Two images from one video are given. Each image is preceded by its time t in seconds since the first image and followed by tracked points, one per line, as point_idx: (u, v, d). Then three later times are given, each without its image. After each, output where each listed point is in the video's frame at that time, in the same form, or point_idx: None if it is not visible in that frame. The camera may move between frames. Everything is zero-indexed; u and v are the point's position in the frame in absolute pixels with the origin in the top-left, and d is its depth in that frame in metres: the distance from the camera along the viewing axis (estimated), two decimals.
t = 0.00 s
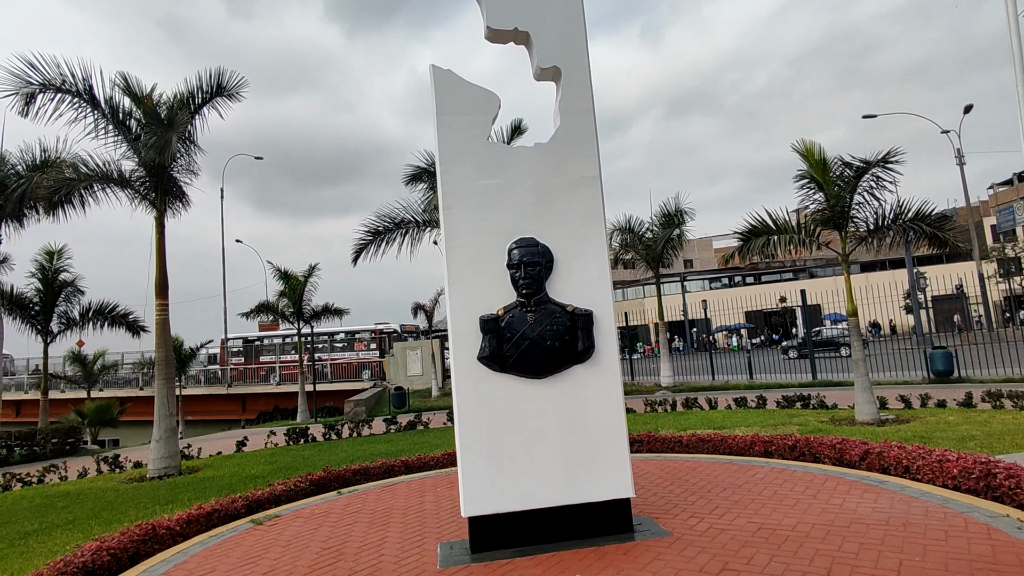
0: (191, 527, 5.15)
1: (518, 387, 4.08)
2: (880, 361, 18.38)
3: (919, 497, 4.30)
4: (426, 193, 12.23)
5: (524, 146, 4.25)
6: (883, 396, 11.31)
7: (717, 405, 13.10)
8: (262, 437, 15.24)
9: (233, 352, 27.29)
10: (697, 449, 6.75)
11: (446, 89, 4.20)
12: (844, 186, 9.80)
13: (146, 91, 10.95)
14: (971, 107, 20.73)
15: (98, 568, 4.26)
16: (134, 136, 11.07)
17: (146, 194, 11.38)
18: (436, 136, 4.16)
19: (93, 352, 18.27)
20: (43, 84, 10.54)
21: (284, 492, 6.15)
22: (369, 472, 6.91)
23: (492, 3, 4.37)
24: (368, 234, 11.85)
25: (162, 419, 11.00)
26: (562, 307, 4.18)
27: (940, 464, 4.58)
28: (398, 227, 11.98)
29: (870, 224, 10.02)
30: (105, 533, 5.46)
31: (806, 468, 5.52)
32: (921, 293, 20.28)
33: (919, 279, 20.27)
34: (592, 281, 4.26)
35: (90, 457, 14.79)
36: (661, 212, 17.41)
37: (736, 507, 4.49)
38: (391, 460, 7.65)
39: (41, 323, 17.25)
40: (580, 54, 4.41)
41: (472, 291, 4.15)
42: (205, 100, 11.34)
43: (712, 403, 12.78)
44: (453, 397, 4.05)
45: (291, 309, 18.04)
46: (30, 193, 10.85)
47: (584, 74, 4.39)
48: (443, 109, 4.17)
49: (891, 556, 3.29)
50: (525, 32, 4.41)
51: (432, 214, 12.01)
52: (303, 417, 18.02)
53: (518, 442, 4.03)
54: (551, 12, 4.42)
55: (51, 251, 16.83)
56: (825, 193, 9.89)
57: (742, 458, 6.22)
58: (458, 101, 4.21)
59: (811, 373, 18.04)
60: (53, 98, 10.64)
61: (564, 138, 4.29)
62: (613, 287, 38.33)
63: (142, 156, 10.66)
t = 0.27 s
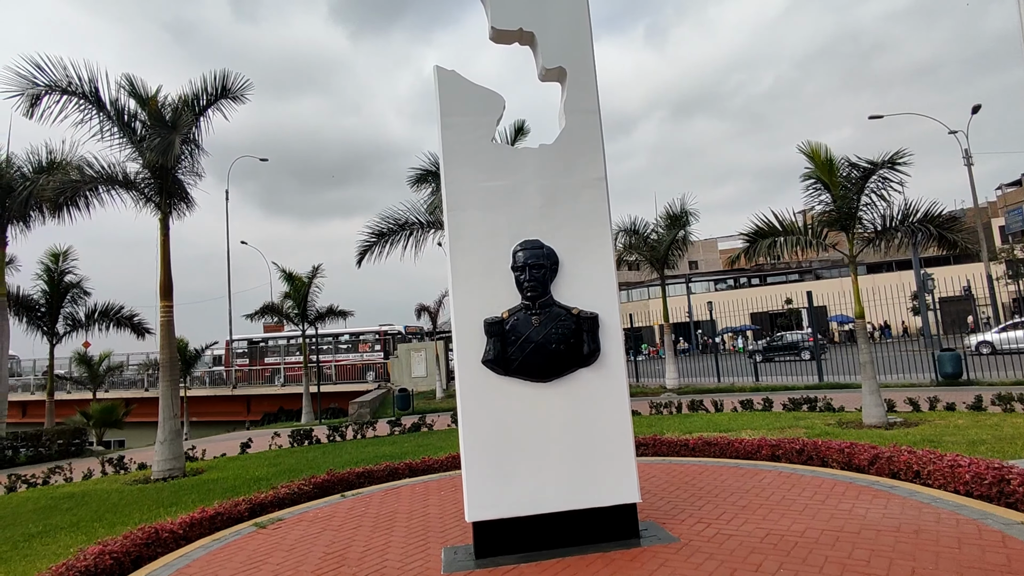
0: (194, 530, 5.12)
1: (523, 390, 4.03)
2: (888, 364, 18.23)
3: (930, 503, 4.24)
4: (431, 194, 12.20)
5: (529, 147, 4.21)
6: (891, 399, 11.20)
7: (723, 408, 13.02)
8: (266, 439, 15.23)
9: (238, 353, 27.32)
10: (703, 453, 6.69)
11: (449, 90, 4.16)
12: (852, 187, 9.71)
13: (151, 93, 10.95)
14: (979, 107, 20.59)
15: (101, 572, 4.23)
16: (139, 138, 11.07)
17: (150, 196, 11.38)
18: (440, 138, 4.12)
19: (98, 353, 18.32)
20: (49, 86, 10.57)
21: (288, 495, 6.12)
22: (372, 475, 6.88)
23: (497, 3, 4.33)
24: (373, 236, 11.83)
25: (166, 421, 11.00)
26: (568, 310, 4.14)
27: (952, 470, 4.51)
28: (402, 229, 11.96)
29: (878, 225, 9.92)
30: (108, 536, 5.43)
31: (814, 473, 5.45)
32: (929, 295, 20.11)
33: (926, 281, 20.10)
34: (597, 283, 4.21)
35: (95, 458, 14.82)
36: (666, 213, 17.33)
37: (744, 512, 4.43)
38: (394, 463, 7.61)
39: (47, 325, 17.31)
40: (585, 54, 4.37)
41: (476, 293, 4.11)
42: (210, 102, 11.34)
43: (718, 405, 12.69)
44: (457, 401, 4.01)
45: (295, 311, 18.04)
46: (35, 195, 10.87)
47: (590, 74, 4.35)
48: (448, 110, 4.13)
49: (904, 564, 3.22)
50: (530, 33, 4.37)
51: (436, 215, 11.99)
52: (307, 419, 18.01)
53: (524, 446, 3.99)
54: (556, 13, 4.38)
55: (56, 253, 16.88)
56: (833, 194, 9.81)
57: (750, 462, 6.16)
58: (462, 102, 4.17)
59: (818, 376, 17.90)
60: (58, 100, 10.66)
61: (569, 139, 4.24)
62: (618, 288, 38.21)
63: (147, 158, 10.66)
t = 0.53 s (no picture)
0: (195, 533, 5.10)
1: (524, 394, 4.01)
2: (892, 367, 18.14)
3: (936, 508, 4.19)
4: (433, 197, 12.20)
5: (531, 149, 4.19)
6: (896, 403, 11.13)
7: (726, 411, 12.97)
8: (268, 441, 15.22)
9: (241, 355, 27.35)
10: (707, 457, 6.65)
11: (451, 92, 4.14)
12: (856, 189, 9.67)
13: (155, 96, 10.98)
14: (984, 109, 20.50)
15: None
16: (143, 140, 11.10)
17: (154, 199, 11.39)
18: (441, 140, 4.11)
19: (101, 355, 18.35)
20: (54, 89, 10.61)
21: (289, 498, 6.10)
22: (374, 478, 6.86)
23: (499, 5, 4.32)
24: (375, 238, 11.83)
25: (168, 423, 11.00)
26: (570, 313, 4.12)
27: (959, 475, 4.47)
28: (405, 231, 11.95)
29: (883, 227, 9.86)
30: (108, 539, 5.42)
31: (818, 477, 5.41)
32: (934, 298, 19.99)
33: (931, 283, 19.99)
34: (599, 287, 4.19)
35: (98, 460, 14.82)
36: (669, 216, 17.29)
37: (748, 517, 4.39)
38: (396, 466, 7.58)
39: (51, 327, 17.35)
40: (588, 56, 4.35)
41: (477, 295, 4.08)
42: (214, 105, 11.37)
43: (721, 408, 12.62)
44: (458, 403, 3.99)
45: (298, 313, 18.05)
46: (39, 197, 10.90)
47: (593, 75, 4.33)
48: (449, 112, 4.12)
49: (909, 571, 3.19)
50: (532, 35, 4.35)
51: (438, 217, 11.98)
52: (310, 421, 18.00)
53: (526, 450, 3.96)
54: (558, 15, 4.37)
55: (61, 255, 16.92)
56: (837, 196, 9.76)
57: (753, 466, 6.12)
58: (464, 103, 4.16)
59: (822, 379, 17.81)
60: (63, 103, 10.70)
61: (572, 141, 4.22)
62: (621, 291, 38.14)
63: (151, 161, 10.68)
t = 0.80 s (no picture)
0: (194, 537, 5.08)
1: (524, 398, 3.99)
2: (895, 372, 18.07)
3: (939, 515, 4.16)
4: (435, 199, 12.20)
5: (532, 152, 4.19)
6: (898, 408, 11.08)
7: (728, 415, 12.93)
8: (269, 444, 15.19)
9: (243, 358, 27.35)
10: (709, 462, 6.61)
11: (452, 95, 4.14)
12: (859, 193, 9.64)
13: (158, 99, 11.00)
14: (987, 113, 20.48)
15: None
16: (146, 143, 11.12)
17: (156, 202, 11.41)
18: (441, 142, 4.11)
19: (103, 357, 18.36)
20: (57, 92, 10.64)
21: (288, 501, 6.08)
22: (374, 482, 6.83)
23: (499, 8, 4.31)
24: (377, 240, 11.83)
25: (169, 426, 10.99)
26: (570, 316, 4.10)
27: (962, 480, 4.43)
28: (406, 234, 11.95)
29: (885, 231, 9.83)
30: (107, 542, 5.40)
31: (821, 482, 5.37)
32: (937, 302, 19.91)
33: (934, 288, 19.91)
34: (599, 290, 4.17)
35: (99, 463, 14.80)
36: (671, 219, 17.27)
37: (749, 522, 4.37)
38: (396, 469, 7.56)
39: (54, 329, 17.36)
40: (588, 58, 4.34)
41: (477, 299, 4.07)
42: (217, 108, 11.40)
43: (723, 412, 12.57)
44: (457, 407, 3.97)
45: (300, 316, 18.05)
46: (42, 200, 10.91)
47: (593, 78, 4.32)
48: (450, 115, 4.11)
49: None
50: (533, 38, 4.35)
51: (440, 220, 11.98)
52: (311, 424, 17.97)
53: (525, 453, 3.94)
54: (559, 18, 4.37)
55: (64, 257, 16.95)
56: (839, 200, 9.73)
57: (755, 471, 6.08)
58: (464, 106, 4.15)
59: (824, 383, 17.73)
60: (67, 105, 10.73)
61: (572, 144, 4.21)
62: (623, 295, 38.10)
63: (154, 163, 10.70)
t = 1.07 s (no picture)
0: (193, 543, 5.06)
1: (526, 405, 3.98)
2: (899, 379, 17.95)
3: (942, 524, 4.13)
4: (436, 205, 12.22)
5: (532, 158, 4.18)
6: (901, 415, 11.03)
7: (730, 422, 12.88)
8: (271, 450, 15.16)
9: (246, 363, 27.36)
10: (710, 470, 6.59)
11: (452, 102, 4.15)
12: (861, 199, 9.62)
13: (161, 105, 11.04)
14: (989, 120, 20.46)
15: None
16: (149, 148, 11.16)
17: (159, 206, 11.43)
18: (443, 149, 4.11)
19: (105, 362, 18.36)
20: (61, 97, 10.69)
21: (289, 507, 6.06)
22: (375, 488, 6.82)
23: (501, 16, 4.32)
24: (379, 245, 11.84)
25: (170, 431, 10.97)
26: (572, 323, 4.09)
27: (966, 489, 4.40)
28: (408, 239, 11.96)
29: (888, 238, 9.80)
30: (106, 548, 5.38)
31: (823, 491, 5.34)
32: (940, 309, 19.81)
33: (937, 295, 19.84)
34: (600, 297, 4.16)
35: (100, 468, 14.78)
36: (673, 225, 17.27)
37: (750, 531, 4.34)
38: (397, 476, 7.53)
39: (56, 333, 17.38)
40: (589, 65, 4.35)
41: (478, 306, 4.06)
42: (219, 114, 11.43)
43: (725, 419, 12.52)
44: (458, 415, 3.96)
45: (302, 321, 18.05)
46: (46, 205, 10.95)
47: (594, 85, 4.33)
48: (450, 121, 4.11)
49: None
50: (534, 45, 4.36)
51: (442, 226, 11.99)
52: (313, 429, 17.94)
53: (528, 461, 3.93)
54: (560, 25, 4.37)
55: (67, 261, 16.99)
56: (841, 207, 9.72)
57: (756, 479, 6.06)
58: (465, 113, 4.16)
59: (827, 391, 17.65)
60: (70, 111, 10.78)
61: (574, 150, 4.22)
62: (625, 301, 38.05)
63: (156, 168, 10.73)
